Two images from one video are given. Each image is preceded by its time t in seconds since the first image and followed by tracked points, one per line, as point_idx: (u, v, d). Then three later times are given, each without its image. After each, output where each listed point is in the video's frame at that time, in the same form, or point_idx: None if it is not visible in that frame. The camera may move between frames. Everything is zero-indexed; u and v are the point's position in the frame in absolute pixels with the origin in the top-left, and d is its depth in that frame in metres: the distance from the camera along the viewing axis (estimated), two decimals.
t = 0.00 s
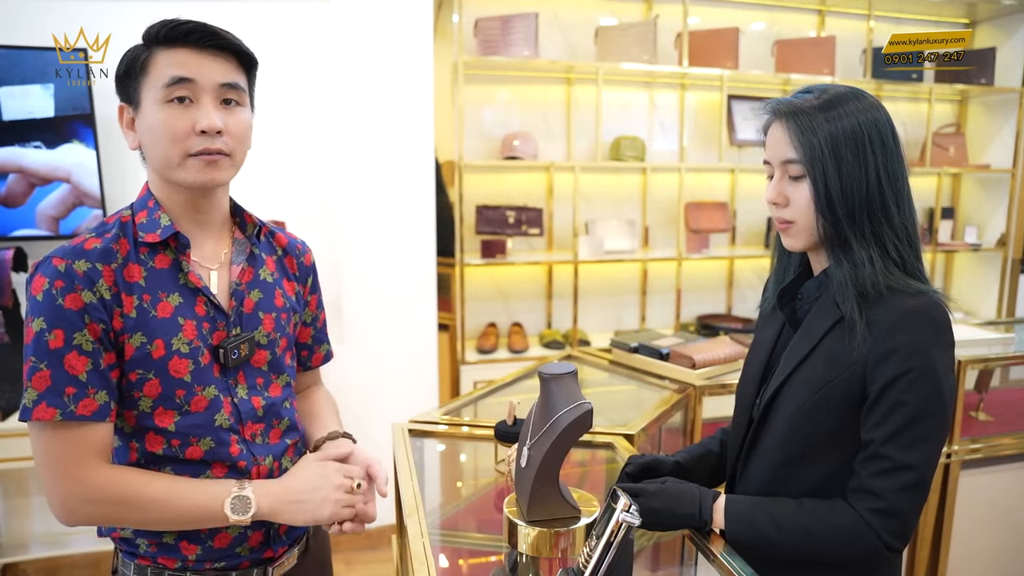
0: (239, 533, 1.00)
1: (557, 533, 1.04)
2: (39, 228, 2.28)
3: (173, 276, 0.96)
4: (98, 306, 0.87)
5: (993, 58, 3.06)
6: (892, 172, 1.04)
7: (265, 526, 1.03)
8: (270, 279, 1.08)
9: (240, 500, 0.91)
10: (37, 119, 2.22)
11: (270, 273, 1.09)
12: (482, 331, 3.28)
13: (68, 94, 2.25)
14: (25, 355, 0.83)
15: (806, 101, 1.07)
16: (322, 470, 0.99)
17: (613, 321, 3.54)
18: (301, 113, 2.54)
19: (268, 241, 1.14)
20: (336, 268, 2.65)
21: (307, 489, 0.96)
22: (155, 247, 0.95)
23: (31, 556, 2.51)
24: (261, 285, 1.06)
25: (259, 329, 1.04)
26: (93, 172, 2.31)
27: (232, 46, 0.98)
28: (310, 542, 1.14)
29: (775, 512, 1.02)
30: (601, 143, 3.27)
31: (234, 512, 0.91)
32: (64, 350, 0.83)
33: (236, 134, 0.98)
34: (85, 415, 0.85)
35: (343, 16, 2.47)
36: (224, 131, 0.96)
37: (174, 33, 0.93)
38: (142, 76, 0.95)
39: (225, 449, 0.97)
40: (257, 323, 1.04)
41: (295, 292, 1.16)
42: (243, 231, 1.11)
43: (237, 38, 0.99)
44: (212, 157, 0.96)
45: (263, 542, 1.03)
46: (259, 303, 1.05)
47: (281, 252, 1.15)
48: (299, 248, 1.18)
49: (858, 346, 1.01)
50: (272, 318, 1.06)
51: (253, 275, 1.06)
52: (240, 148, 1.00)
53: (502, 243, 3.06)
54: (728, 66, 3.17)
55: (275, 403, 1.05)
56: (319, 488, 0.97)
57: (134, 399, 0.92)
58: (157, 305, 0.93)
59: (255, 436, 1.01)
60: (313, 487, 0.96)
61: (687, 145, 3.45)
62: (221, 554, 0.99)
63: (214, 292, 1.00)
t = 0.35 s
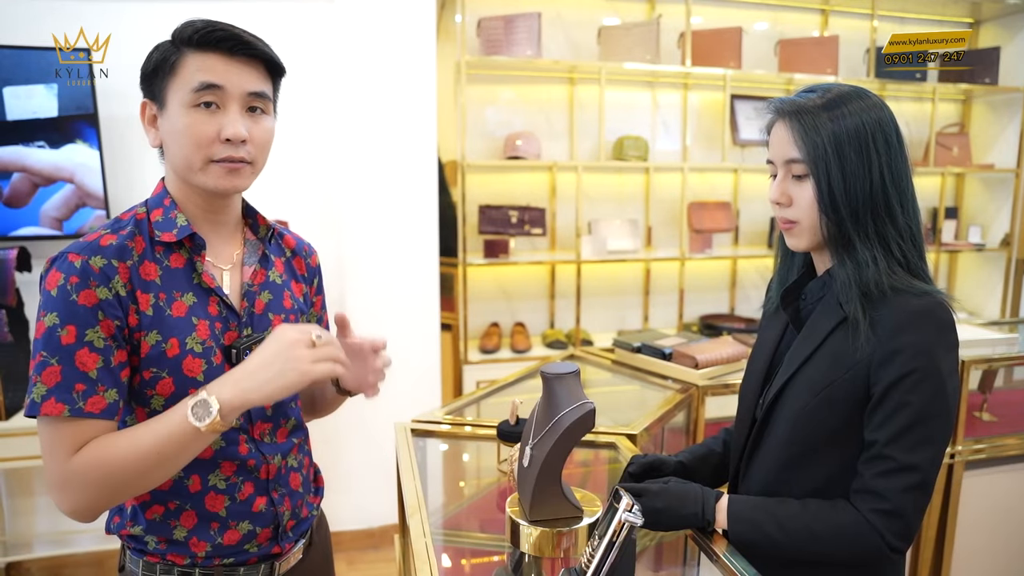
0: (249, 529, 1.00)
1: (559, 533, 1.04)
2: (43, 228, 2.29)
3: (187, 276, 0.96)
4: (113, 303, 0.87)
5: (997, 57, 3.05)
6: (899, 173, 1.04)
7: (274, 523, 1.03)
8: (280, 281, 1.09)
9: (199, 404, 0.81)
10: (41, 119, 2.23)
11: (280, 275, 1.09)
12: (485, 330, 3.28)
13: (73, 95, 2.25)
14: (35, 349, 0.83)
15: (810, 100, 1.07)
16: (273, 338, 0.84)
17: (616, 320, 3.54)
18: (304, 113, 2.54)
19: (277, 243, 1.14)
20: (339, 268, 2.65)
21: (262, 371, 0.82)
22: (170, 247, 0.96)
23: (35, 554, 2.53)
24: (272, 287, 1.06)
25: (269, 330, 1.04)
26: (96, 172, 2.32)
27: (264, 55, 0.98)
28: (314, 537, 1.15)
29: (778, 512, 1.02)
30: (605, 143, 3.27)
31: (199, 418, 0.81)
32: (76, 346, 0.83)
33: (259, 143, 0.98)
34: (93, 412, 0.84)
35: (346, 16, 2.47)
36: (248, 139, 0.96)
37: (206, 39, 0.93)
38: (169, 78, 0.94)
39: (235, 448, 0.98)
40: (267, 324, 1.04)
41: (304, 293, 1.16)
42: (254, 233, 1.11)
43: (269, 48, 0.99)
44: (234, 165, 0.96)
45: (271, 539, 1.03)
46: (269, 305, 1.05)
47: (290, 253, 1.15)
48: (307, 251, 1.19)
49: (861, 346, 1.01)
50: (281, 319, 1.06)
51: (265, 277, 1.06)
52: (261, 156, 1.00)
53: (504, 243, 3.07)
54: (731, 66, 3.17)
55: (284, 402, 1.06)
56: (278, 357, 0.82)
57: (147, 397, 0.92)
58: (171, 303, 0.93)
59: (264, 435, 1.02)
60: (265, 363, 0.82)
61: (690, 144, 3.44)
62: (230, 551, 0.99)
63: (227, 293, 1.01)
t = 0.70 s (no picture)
0: (253, 530, 1.01)
1: (563, 532, 1.04)
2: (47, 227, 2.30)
3: (200, 273, 0.96)
4: (131, 297, 0.88)
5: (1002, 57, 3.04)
6: (901, 171, 1.04)
7: (279, 523, 1.04)
8: (292, 280, 1.09)
9: (260, 436, 0.89)
10: (45, 119, 2.24)
11: (293, 274, 1.10)
12: (488, 330, 3.29)
13: (77, 95, 2.26)
14: (55, 342, 0.83)
15: (812, 100, 1.07)
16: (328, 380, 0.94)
17: (619, 320, 3.54)
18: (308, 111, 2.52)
19: (290, 242, 1.15)
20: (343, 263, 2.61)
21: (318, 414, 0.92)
22: (184, 243, 0.96)
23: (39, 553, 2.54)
24: (284, 286, 1.06)
25: (281, 329, 1.04)
26: (100, 172, 2.33)
27: (271, 47, 0.99)
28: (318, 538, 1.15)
29: (781, 512, 1.02)
30: (608, 143, 3.27)
31: (256, 448, 0.89)
32: (99, 338, 0.84)
33: (270, 132, 0.99)
34: (120, 402, 0.85)
35: (348, 16, 2.48)
36: (259, 128, 0.96)
37: (214, 32, 0.94)
38: (181, 74, 0.95)
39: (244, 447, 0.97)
40: (279, 322, 1.04)
41: (315, 293, 1.16)
42: (268, 231, 1.11)
43: (277, 40, 1.00)
44: (245, 155, 0.96)
45: (275, 539, 1.03)
46: (282, 303, 1.05)
47: (302, 254, 1.16)
48: (319, 251, 1.19)
49: (865, 346, 1.01)
50: (292, 318, 1.06)
51: (278, 275, 1.06)
52: (272, 147, 1.00)
53: (507, 243, 3.07)
54: (735, 66, 3.16)
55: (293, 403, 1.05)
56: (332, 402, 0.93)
57: (156, 392, 0.93)
58: (184, 299, 0.94)
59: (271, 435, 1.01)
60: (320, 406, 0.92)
61: (693, 144, 3.44)
62: (234, 550, 0.99)
63: (239, 290, 1.01)
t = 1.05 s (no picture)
0: (259, 532, 1.01)
1: (567, 532, 1.04)
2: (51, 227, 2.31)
3: (209, 272, 0.96)
4: (135, 296, 0.88)
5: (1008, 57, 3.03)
6: (908, 170, 1.03)
7: (285, 525, 1.04)
8: (304, 281, 1.09)
9: (269, 478, 0.94)
10: (49, 119, 2.25)
11: (304, 275, 1.09)
12: (492, 330, 3.29)
13: (81, 95, 2.28)
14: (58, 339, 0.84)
15: (819, 99, 1.07)
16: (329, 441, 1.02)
17: (622, 320, 3.54)
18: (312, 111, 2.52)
19: (304, 243, 1.14)
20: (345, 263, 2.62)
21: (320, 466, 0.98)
22: (194, 242, 0.96)
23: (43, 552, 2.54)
24: (295, 286, 1.06)
25: (290, 330, 1.04)
26: (104, 172, 2.34)
27: (289, 50, 0.99)
28: (327, 540, 1.15)
29: (786, 511, 1.02)
30: (611, 142, 3.27)
31: (263, 491, 0.93)
32: (98, 337, 0.84)
33: (284, 136, 0.99)
34: (113, 402, 0.86)
35: (352, 16, 2.48)
36: (272, 132, 0.96)
37: (231, 33, 0.94)
38: (197, 73, 0.96)
39: (249, 446, 0.98)
40: (289, 324, 1.04)
41: (327, 295, 1.16)
42: (281, 231, 1.11)
43: (295, 43, 1.00)
44: (258, 158, 0.96)
45: (282, 541, 1.03)
46: (292, 304, 1.05)
47: (315, 254, 1.16)
48: (333, 253, 1.18)
49: (870, 345, 1.00)
50: (303, 319, 1.06)
51: (289, 276, 1.06)
52: (286, 150, 1.00)
53: (511, 243, 3.06)
54: (739, 65, 3.16)
55: (301, 405, 1.05)
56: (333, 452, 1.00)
57: (162, 390, 0.93)
58: (191, 299, 0.94)
59: (279, 436, 1.02)
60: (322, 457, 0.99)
61: (697, 144, 3.44)
62: (241, 552, 1.00)
63: (249, 290, 1.01)
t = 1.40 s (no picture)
0: (266, 532, 1.01)
1: (573, 532, 1.03)
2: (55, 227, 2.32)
3: (221, 274, 0.96)
4: (147, 299, 0.88)
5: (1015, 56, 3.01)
6: (915, 170, 1.03)
7: (292, 525, 1.04)
8: (313, 283, 1.09)
9: (266, 484, 0.93)
10: (54, 119, 2.25)
11: (314, 277, 1.09)
12: (495, 330, 3.29)
13: (86, 95, 2.28)
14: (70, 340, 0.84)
15: (825, 98, 1.06)
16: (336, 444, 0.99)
17: (626, 320, 3.53)
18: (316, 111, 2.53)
19: (313, 244, 1.14)
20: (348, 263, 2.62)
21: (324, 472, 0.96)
22: (206, 243, 0.96)
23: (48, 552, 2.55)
24: (305, 288, 1.07)
25: (299, 332, 1.04)
26: (106, 171, 2.34)
27: (304, 50, 0.99)
28: (333, 540, 1.16)
29: (792, 512, 1.01)
30: (615, 142, 3.27)
31: (260, 495, 0.93)
32: (109, 340, 0.85)
33: (298, 138, 0.99)
34: (122, 406, 0.86)
35: (356, 16, 2.48)
36: (287, 133, 0.96)
37: (248, 33, 0.94)
38: (212, 73, 0.96)
39: (255, 449, 0.98)
40: (298, 325, 1.04)
41: (335, 297, 1.16)
42: (292, 233, 1.11)
43: (310, 43, 1.00)
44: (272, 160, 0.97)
45: (289, 541, 1.04)
46: (302, 306, 1.05)
47: (325, 256, 1.16)
48: (342, 254, 1.18)
49: (877, 345, 1.00)
50: (312, 321, 1.07)
51: (299, 278, 1.06)
52: (300, 152, 1.00)
53: (515, 242, 3.06)
54: (743, 64, 3.15)
55: (309, 406, 1.06)
56: (340, 457, 0.97)
57: (171, 391, 0.93)
58: (204, 301, 0.94)
59: (287, 437, 1.02)
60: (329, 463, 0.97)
61: (701, 144, 3.43)
62: (248, 552, 1.00)
63: (260, 292, 1.01)
